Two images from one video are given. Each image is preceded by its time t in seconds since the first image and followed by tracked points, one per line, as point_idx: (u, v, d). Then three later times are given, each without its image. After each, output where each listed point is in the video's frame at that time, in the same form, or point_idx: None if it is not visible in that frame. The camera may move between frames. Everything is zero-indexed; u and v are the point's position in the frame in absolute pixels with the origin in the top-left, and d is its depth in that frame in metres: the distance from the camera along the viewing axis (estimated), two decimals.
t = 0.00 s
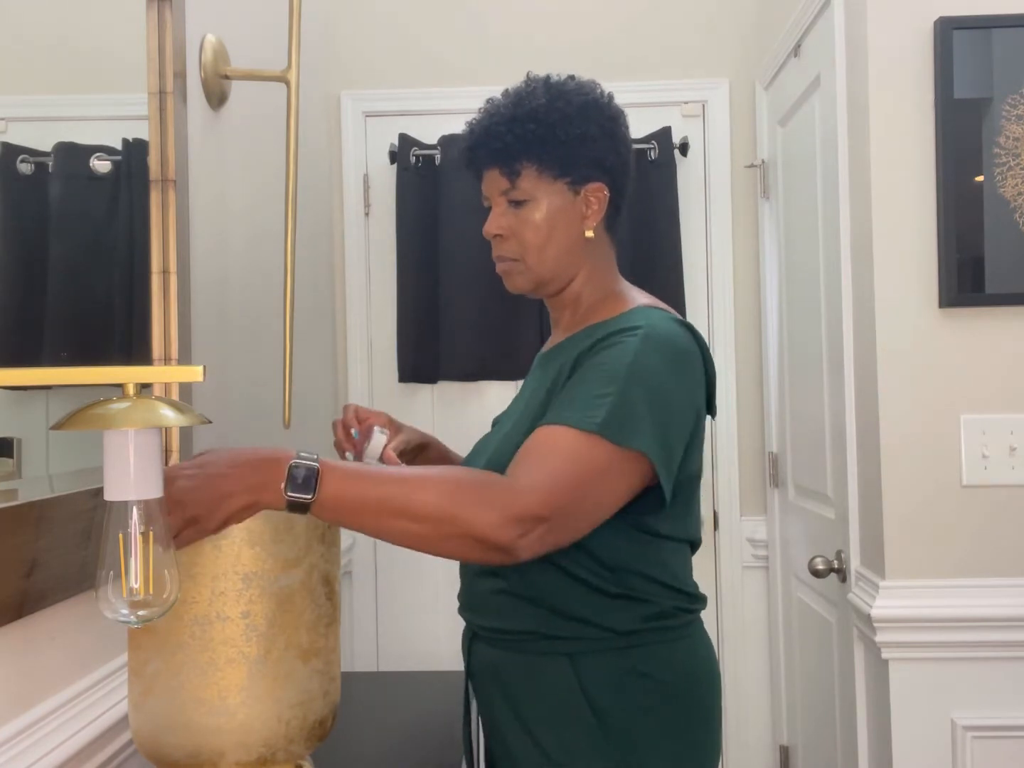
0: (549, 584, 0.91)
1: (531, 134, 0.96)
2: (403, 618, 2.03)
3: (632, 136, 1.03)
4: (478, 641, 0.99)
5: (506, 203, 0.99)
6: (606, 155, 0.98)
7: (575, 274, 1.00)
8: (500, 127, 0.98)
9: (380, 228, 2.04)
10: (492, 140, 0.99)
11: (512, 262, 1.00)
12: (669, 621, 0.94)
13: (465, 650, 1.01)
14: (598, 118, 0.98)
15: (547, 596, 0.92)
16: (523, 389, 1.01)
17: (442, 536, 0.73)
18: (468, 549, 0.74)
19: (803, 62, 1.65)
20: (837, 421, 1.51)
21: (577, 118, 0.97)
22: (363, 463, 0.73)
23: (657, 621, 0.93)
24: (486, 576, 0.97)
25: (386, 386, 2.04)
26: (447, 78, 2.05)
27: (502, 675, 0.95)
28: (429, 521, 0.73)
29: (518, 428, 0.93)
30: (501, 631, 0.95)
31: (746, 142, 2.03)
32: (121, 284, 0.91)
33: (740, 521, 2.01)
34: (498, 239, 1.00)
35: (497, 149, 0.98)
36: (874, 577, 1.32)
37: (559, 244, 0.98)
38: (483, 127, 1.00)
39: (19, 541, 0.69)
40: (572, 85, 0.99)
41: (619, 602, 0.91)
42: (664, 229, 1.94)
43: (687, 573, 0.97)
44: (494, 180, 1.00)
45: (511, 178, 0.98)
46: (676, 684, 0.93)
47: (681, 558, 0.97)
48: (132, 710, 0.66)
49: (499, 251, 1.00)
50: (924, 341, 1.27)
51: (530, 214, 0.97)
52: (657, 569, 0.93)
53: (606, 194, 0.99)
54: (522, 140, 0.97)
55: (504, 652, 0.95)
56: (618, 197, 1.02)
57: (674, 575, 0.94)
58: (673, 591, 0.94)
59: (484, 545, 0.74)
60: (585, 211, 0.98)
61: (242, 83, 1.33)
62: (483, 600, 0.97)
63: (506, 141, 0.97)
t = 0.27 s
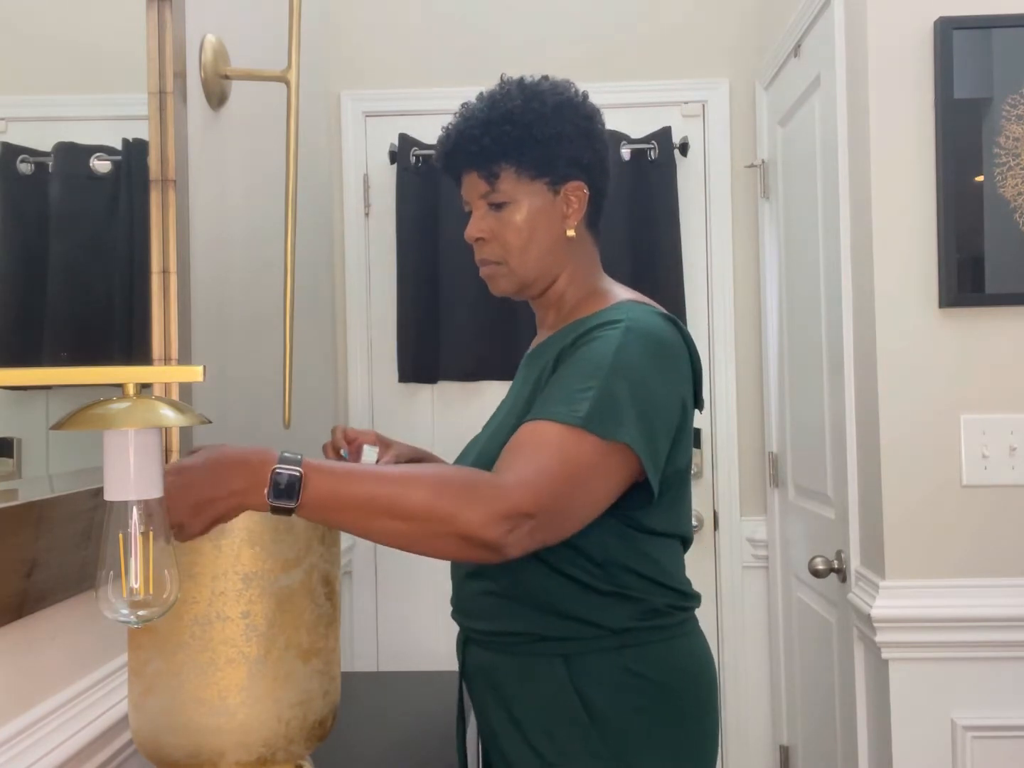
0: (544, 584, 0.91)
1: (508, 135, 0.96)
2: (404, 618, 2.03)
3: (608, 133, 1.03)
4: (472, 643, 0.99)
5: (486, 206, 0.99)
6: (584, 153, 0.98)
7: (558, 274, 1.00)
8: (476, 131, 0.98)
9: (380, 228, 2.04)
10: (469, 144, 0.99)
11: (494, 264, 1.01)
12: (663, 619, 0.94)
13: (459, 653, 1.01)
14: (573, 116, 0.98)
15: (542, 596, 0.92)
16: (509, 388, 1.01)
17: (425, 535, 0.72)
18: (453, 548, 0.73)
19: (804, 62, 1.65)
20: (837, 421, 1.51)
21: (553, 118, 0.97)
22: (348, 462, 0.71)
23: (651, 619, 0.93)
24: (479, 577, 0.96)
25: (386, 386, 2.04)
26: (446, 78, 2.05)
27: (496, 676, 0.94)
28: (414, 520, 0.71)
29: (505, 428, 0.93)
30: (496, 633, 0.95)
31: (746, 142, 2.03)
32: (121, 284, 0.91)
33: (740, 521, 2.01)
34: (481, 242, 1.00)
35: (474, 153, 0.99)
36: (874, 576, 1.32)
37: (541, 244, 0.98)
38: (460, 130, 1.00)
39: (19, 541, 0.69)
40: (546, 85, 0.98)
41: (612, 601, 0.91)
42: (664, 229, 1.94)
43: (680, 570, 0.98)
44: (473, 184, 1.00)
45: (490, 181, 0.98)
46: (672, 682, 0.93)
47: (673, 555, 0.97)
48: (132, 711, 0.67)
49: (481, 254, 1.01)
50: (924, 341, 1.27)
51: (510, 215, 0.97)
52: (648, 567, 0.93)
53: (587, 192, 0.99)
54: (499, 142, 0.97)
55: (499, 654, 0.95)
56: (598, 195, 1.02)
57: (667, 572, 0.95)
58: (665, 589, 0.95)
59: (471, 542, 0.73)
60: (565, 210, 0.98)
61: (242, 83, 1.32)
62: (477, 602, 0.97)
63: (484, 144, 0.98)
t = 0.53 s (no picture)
0: (541, 584, 0.91)
1: (494, 138, 0.96)
2: (404, 618, 2.03)
3: (597, 128, 1.02)
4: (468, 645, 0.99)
5: (476, 209, 0.99)
6: (571, 151, 0.98)
7: (551, 273, 1.01)
8: (463, 135, 0.98)
9: (380, 228, 2.04)
10: (457, 147, 0.99)
11: (487, 267, 1.01)
12: (660, 619, 0.94)
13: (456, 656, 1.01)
14: (559, 115, 0.97)
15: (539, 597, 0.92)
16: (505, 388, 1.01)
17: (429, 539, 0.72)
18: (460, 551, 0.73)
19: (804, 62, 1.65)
20: (836, 421, 1.51)
21: (538, 118, 0.96)
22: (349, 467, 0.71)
23: (648, 619, 0.93)
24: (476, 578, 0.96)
25: (386, 386, 2.03)
26: (446, 78, 2.05)
27: (492, 678, 0.94)
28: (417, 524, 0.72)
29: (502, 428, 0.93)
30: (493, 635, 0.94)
31: (746, 141, 2.03)
32: (121, 285, 0.91)
33: (740, 521, 2.01)
34: (473, 245, 1.01)
35: (462, 157, 0.99)
36: (874, 576, 1.32)
37: (532, 244, 0.98)
38: (447, 136, 1.00)
39: (19, 541, 0.69)
40: (530, 85, 0.98)
41: (609, 600, 0.91)
42: (664, 229, 1.94)
43: (676, 570, 0.98)
44: (463, 188, 1.01)
45: (479, 184, 0.98)
46: (669, 682, 0.93)
47: (668, 555, 0.97)
48: (132, 711, 0.67)
49: (474, 257, 1.01)
50: (924, 341, 1.27)
51: (499, 216, 0.98)
52: (643, 567, 0.93)
53: (576, 190, 0.99)
54: (485, 145, 0.97)
55: (495, 655, 0.95)
56: (588, 192, 1.01)
57: (663, 572, 0.95)
58: (660, 589, 0.95)
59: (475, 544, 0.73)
60: (555, 209, 0.98)
61: (242, 82, 1.32)
62: (473, 603, 0.97)
63: (470, 148, 0.98)
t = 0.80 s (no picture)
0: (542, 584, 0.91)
1: (498, 136, 0.97)
2: (404, 618, 2.03)
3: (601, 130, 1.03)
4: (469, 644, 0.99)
5: (480, 207, 0.99)
6: (575, 151, 0.98)
7: (555, 272, 1.00)
8: (467, 133, 0.99)
9: (380, 228, 2.04)
10: (461, 146, 1.00)
11: (490, 265, 1.01)
12: (660, 620, 0.94)
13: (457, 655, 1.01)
14: (564, 115, 0.98)
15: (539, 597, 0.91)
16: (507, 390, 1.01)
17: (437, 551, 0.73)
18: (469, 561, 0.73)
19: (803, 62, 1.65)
20: (837, 421, 1.51)
21: (543, 117, 0.97)
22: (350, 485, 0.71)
23: (648, 620, 0.93)
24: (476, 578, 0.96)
25: (386, 386, 2.03)
26: (446, 78, 2.05)
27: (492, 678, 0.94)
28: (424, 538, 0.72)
29: (505, 430, 0.93)
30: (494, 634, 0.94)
31: (746, 142, 2.03)
32: (121, 285, 0.91)
33: (740, 521, 2.01)
34: (477, 243, 1.00)
35: (467, 155, 0.99)
36: (874, 577, 1.32)
37: (536, 242, 0.98)
38: (451, 134, 1.00)
39: (19, 541, 0.69)
40: (535, 85, 0.98)
41: (609, 600, 0.91)
42: (664, 229, 1.94)
43: (678, 572, 0.98)
44: (467, 187, 1.00)
45: (483, 182, 0.98)
46: (670, 683, 0.93)
47: (670, 556, 0.97)
48: (132, 710, 0.67)
49: (478, 255, 1.01)
50: (924, 341, 1.27)
51: (504, 214, 0.98)
52: (646, 567, 0.93)
53: (580, 189, 0.99)
54: (490, 143, 0.97)
55: (496, 655, 0.95)
56: (591, 192, 1.01)
57: (664, 573, 0.95)
58: (662, 590, 0.95)
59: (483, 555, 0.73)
60: (559, 207, 0.98)
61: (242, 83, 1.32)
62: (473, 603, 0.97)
63: (475, 146, 0.98)
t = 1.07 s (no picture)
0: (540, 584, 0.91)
1: (501, 135, 0.97)
2: (404, 618, 2.03)
3: (604, 131, 1.03)
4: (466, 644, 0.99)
5: (482, 205, 0.99)
6: (578, 151, 0.98)
7: (556, 271, 1.00)
8: (470, 131, 0.99)
9: (380, 228, 2.04)
10: (464, 144, 1.00)
11: (492, 263, 1.00)
12: (658, 620, 0.94)
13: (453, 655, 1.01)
14: (567, 115, 0.98)
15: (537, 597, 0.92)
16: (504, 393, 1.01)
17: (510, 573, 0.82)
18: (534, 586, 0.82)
19: (803, 62, 1.65)
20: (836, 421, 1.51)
21: (546, 116, 0.97)
22: (457, 497, 0.80)
23: (645, 622, 0.93)
24: (474, 579, 0.96)
25: (386, 386, 2.04)
26: (446, 78, 2.05)
27: (489, 678, 0.94)
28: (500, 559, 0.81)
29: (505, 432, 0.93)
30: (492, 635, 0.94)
31: (747, 142, 2.03)
32: (121, 285, 0.91)
33: (740, 521, 2.01)
34: (479, 241, 1.00)
35: (469, 153, 0.99)
36: (874, 576, 1.32)
37: (537, 241, 0.98)
38: (455, 132, 1.01)
39: (19, 541, 0.69)
40: (538, 86, 0.99)
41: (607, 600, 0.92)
42: (664, 229, 1.94)
43: (675, 574, 0.98)
44: (469, 185, 1.00)
45: (485, 180, 0.98)
46: (668, 683, 0.93)
47: (668, 558, 0.97)
48: (132, 710, 0.67)
49: (479, 253, 1.01)
50: (924, 341, 1.27)
51: (505, 213, 0.97)
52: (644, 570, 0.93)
53: (582, 190, 0.99)
54: (493, 141, 0.97)
55: (493, 655, 0.95)
56: (594, 191, 1.01)
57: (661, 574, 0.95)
58: (659, 592, 0.95)
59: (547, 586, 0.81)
60: (561, 207, 0.98)
61: (242, 83, 1.33)
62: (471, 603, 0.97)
63: (477, 144, 0.98)
